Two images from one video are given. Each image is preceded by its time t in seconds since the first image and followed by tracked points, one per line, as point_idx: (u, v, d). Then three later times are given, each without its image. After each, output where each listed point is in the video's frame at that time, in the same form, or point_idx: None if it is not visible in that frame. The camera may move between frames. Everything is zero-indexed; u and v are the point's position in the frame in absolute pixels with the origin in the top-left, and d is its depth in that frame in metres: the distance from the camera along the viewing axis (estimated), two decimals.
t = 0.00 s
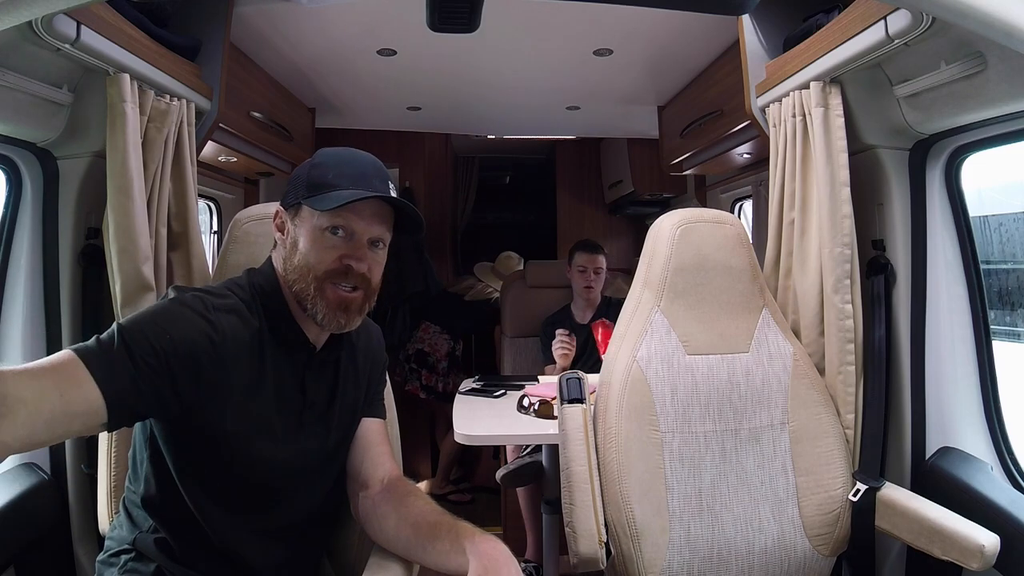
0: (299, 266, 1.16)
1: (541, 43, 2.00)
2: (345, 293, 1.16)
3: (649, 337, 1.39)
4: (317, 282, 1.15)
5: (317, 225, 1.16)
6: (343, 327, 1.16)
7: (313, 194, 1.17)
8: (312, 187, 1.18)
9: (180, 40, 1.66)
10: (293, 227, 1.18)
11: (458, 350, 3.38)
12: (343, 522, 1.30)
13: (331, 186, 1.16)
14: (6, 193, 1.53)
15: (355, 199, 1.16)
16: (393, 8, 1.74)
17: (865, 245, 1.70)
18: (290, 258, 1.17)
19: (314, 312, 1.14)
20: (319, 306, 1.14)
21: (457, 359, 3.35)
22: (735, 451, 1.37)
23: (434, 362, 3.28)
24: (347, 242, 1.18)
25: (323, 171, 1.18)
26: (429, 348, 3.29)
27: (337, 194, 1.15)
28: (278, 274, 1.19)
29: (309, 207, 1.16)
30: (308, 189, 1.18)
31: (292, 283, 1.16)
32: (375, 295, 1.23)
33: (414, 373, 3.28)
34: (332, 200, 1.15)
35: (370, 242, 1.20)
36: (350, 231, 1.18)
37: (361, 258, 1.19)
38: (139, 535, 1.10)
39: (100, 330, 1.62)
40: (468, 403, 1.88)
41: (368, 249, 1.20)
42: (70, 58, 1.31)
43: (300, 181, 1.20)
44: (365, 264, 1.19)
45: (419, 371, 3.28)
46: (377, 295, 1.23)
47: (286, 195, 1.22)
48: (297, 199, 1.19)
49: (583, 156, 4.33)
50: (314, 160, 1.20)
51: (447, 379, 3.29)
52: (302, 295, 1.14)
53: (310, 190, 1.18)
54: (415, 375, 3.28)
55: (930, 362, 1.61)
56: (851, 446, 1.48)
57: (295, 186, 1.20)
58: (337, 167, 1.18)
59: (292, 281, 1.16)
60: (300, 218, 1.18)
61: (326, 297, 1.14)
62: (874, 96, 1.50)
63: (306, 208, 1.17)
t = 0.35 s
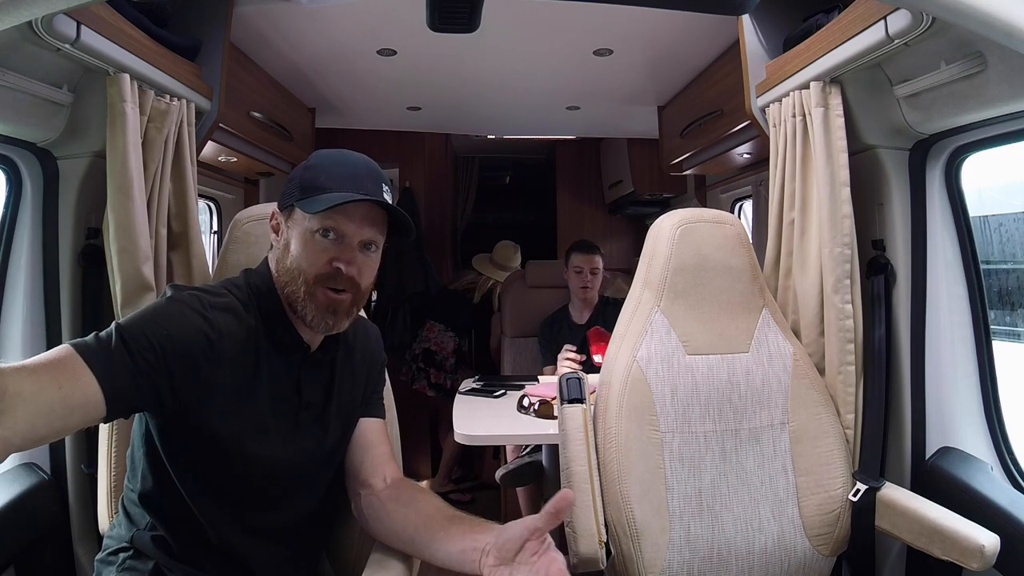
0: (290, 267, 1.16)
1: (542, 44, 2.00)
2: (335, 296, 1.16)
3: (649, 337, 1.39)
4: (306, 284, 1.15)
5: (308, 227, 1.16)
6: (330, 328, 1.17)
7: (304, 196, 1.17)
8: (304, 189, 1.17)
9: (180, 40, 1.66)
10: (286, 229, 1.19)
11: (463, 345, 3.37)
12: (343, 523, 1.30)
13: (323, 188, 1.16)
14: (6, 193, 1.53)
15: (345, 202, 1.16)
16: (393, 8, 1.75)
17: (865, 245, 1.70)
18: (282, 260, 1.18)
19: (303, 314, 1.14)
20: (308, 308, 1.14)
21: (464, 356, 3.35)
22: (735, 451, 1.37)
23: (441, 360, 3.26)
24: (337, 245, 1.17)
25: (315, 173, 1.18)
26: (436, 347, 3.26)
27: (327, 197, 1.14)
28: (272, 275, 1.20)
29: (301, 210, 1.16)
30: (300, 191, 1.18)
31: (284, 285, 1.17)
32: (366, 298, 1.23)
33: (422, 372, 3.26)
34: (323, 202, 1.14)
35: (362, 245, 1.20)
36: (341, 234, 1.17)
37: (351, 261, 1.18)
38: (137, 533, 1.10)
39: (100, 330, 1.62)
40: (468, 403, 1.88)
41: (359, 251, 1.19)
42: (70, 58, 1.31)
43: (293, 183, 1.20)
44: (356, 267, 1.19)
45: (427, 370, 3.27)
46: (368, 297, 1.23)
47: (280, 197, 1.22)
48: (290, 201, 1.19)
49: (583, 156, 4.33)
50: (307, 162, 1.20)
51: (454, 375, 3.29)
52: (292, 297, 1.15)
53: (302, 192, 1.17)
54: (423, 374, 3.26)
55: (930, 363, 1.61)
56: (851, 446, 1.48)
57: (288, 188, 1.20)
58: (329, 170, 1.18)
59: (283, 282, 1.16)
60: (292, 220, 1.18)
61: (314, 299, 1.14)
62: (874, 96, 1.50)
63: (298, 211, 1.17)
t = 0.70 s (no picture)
0: (288, 266, 1.16)
1: (542, 44, 2.00)
2: (334, 293, 1.16)
3: (649, 337, 1.39)
4: (305, 282, 1.15)
5: (306, 225, 1.16)
6: (330, 327, 1.17)
7: (302, 194, 1.17)
8: (301, 187, 1.18)
9: (180, 40, 1.66)
10: (284, 228, 1.19)
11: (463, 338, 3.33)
12: (343, 523, 1.30)
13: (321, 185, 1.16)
14: (6, 193, 1.53)
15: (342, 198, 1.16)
16: (393, 8, 1.75)
17: (865, 245, 1.70)
18: (280, 259, 1.18)
19: (302, 312, 1.14)
20: (307, 306, 1.14)
21: (465, 349, 3.31)
22: (735, 451, 1.37)
23: (442, 356, 3.24)
24: (336, 242, 1.17)
25: (312, 171, 1.18)
26: (436, 343, 3.24)
27: (324, 194, 1.15)
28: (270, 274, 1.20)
29: (298, 208, 1.17)
30: (298, 188, 1.18)
31: (282, 283, 1.17)
32: (365, 295, 1.23)
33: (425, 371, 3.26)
34: (319, 200, 1.14)
35: (360, 243, 1.20)
36: (339, 231, 1.17)
37: (349, 258, 1.18)
38: (137, 533, 1.09)
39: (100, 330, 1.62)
40: (468, 403, 1.88)
41: (357, 249, 1.20)
42: (70, 59, 1.31)
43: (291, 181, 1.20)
44: (354, 265, 1.19)
45: (430, 366, 3.25)
46: (367, 295, 1.23)
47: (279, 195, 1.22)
48: (288, 199, 1.19)
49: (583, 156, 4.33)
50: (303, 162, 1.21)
51: (457, 369, 3.25)
52: (291, 295, 1.15)
53: (300, 190, 1.18)
54: (427, 371, 3.26)
55: (930, 363, 1.61)
56: (851, 446, 1.48)
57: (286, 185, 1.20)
58: (326, 167, 1.18)
59: (282, 281, 1.16)
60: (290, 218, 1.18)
61: (313, 297, 1.14)
62: (874, 96, 1.50)
63: (295, 209, 1.17)
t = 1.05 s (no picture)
0: (325, 284, 1.13)
1: (542, 44, 2.00)
2: (370, 310, 1.18)
3: (649, 337, 1.39)
4: (344, 301, 1.14)
5: (347, 246, 1.13)
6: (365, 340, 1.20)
7: (345, 215, 1.12)
8: (343, 207, 1.12)
9: (180, 40, 1.66)
10: (316, 244, 1.13)
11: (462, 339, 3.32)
12: (343, 523, 1.30)
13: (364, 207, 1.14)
14: (6, 193, 1.53)
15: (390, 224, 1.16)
16: (393, 8, 1.75)
17: (865, 245, 1.70)
18: (312, 276, 1.13)
19: (341, 329, 1.16)
20: (348, 325, 1.16)
21: (464, 349, 3.30)
22: (735, 451, 1.37)
23: (438, 357, 3.25)
24: (374, 262, 1.16)
25: (352, 190, 1.14)
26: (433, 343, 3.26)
27: (377, 221, 1.13)
28: (296, 285, 1.15)
29: (339, 227, 1.12)
30: (338, 208, 1.12)
31: (318, 300, 1.14)
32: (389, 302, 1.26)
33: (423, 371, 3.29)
34: (374, 227, 1.12)
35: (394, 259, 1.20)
36: (379, 252, 1.16)
37: (386, 276, 1.19)
38: (137, 533, 1.10)
39: (100, 331, 1.62)
40: (468, 403, 1.89)
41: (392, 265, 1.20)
42: (70, 59, 1.31)
43: (322, 195, 1.13)
44: (389, 281, 1.20)
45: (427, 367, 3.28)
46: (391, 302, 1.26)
47: (302, 205, 1.14)
48: (321, 215, 1.13)
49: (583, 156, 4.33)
50: (337, 175, 1.14)
51: (452, 370, 3.25)
52: (328, 313, 1.14)
53: (340, 210, 1.12)
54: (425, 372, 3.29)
55: (930, 362, 1.61)
56: (851, 446, 1.48)
57: (314, 198, 1.13)
58: (365, 186, 1.15)
59: (316, 299, 1.14)
60: (324, 235, 1.13)
61: (354, 316, 1.16)
62: (874, 96, 1.50)
63: (336, 227, 1.12)
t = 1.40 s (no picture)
0: (342, 290, 1.14)
1: (542, 43, 2.00)
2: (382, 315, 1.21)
3: (649, 337, 1.39)
4: (360, 307, 1.16)
5: (365, 254, 1.13)
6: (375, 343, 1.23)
7: (366, 223, 1.13)
8: (363, 216, 1.13)
9: (179, 40, 1.66)
10: (334, 251, 1.13)
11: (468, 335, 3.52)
12: (343, 523, 1.30)
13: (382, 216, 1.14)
14: (6, 193, 1.53)
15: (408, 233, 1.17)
16: (394, 8, 1.75)
17: (865, 245, 1.70)
18: (329, 282, 1.13)
19: (353, 334, 1.17)
20: (361, 330, 1.18)
21: (469, 345, 3.52)
22: (735, 451, 1.37)
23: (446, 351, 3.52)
24: (389, 269, 1.17)
25: (372, 198, 1.14)
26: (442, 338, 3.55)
27: (396, 231, 1.14)
28: (310, 288, 1.15)
29: (358, 235, 1.12)
30: (357, 216, 1.12)
31: (333, 304, 1.14)
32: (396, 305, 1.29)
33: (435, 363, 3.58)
34: (395, 238, 1.12)
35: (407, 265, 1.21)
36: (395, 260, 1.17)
37: (400, 282, 1.21)
38: (137, 533, 1.09)
39: (100, 331, 1.62)
40: (468, 403, 1.89)
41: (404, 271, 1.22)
42: (70, 58, 1.31)
43: (341, 203, 1.13)
44: (401, 287, 1.22)
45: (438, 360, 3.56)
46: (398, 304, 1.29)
47: (320, 211, 1.13)
48: (341, 222, 1.12)
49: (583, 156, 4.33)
50: (357, 183, 1.14)
51: (456, 363, 3.49)
52: (342, 318, 1.15)
53: (359, 218, 1.13)
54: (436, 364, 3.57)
55: (930, 362, 1.61)
56: (851, 446, 1.48)
57: (334, 205, 1.13)
58: (384, 195, 1.16)
59: (332, 305, 1.14)
60: (342, 242, 1.13)
61: (368, 321, 1.18)
62: (874, 96, 1.50)
63: (356, 235, 1.13)
